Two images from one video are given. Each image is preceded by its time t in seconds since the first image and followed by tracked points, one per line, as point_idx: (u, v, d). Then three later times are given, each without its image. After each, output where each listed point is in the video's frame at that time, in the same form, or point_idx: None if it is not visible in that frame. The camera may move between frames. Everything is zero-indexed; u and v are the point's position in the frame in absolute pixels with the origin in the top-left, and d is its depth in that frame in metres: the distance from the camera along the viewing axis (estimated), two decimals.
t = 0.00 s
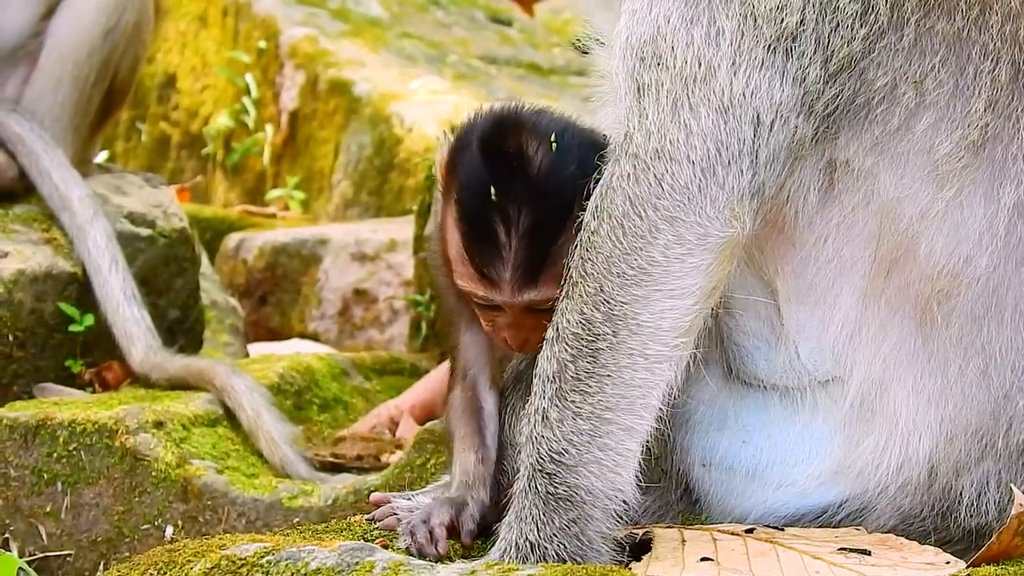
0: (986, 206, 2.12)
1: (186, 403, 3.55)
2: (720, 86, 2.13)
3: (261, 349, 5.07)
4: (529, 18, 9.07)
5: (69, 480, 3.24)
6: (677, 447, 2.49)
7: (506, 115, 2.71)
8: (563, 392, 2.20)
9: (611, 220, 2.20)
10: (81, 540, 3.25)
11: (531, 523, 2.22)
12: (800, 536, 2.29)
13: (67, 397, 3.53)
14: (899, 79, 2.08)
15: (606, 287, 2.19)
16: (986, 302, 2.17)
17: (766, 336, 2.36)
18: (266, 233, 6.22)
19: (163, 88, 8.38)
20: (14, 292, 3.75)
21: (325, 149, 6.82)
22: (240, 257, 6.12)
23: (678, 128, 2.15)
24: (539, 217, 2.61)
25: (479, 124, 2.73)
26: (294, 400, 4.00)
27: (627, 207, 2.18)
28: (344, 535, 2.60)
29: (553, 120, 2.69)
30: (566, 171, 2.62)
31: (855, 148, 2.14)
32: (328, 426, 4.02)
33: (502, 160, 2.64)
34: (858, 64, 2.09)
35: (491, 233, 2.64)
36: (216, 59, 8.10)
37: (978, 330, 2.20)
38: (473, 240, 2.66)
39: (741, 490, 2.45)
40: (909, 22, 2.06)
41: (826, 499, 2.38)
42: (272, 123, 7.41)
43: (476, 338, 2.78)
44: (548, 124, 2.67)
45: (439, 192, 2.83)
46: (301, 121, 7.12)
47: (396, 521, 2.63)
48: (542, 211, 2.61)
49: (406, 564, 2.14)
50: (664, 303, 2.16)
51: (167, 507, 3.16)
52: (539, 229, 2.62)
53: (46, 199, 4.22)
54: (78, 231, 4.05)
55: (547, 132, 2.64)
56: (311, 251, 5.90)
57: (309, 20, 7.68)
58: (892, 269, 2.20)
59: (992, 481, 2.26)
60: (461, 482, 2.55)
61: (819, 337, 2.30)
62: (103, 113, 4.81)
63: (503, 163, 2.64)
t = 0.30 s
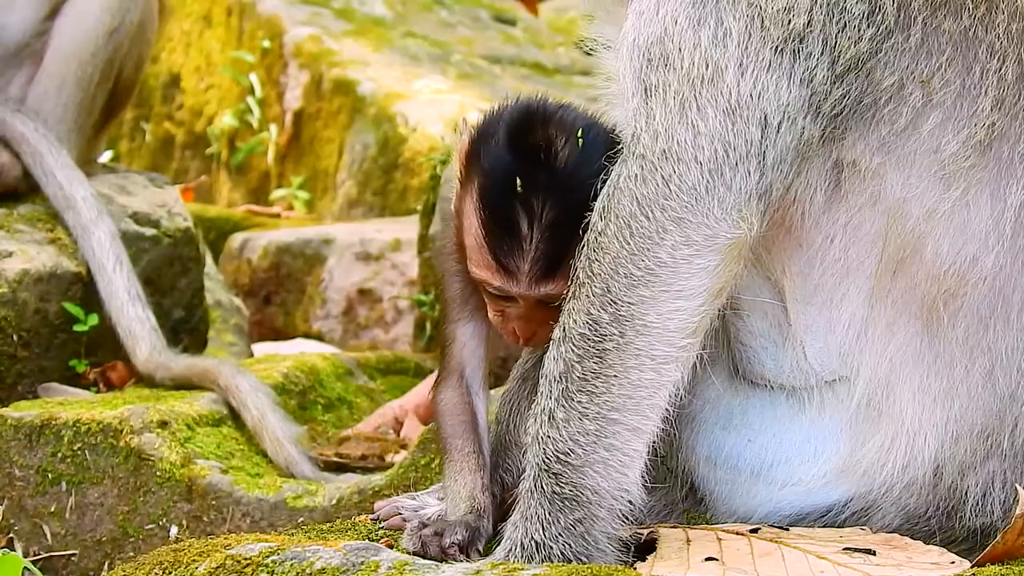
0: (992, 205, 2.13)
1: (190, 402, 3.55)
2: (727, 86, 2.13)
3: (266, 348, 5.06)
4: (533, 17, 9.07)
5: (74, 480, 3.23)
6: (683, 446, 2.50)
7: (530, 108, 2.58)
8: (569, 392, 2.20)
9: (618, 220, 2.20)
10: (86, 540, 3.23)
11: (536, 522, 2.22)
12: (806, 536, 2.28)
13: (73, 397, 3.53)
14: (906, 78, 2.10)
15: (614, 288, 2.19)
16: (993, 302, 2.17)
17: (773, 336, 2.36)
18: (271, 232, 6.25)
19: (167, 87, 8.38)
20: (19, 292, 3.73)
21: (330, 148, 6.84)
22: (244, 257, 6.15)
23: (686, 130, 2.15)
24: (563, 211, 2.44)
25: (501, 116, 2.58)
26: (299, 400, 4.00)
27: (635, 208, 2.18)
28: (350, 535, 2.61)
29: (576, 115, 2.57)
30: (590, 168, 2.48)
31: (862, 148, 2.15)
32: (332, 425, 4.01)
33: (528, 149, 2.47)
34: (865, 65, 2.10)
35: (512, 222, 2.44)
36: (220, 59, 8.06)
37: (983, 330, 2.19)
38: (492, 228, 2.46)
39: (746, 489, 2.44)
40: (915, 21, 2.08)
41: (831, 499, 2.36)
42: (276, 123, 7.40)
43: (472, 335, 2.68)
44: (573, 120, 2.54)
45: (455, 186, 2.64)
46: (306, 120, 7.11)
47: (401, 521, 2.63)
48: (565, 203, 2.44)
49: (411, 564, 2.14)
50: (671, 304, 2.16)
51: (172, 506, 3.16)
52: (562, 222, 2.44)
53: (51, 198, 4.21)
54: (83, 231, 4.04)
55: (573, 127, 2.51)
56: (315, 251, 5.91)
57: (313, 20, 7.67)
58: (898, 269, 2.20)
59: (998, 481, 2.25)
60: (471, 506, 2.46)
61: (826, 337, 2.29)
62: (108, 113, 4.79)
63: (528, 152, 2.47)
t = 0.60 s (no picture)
0: (995, 200, 2.13)
1: (193, 401, 3.54)
2: (732, 87, 2.12)
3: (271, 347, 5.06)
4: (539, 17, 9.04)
5: (76, 478, 3.23)
6: (689, 435, 2.50)
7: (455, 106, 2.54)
8: (573, 393, 2.20)
9: (621, 221, 2.20)
10: (88, 537, 3.23)
11: (539, 522, 2.21)
12: (809, 539, 2.27)
13: (76, 394, 3.53)
14: (907, 78, 2.10)
15: (617, 288, 2.19)
16: (997, 296, 2.18)
17: (780, 329, 2.36)
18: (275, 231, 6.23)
19: (173, 86, 8.38)
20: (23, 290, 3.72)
21: (335, 147, 6.81)
22: (247, 256, 6.15)
23: (689, 130, 2.15)
24: (482, 208, 2.40)
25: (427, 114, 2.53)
26: (302, 399, 4.01)
27: (637, 208, 2.18)
28: (352, 535, 2.61)
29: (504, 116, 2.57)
30: (511, 167, 2.48)
31: (864, 146, 2.15)
32: (336, 425, 4.00)
33: (455, 145, 2.42)
34: (867, 65, 2.11)
35: (430, 219, 2.39)
36: (226, 58, 8.02)
37: (988, 325, 2.20)
38: (411, 225, 2.41)
39: (751, 478, 2.44)
40: (916, 21, 2.08)
41: (835, 488, 2.38)
42: (281, 121, 7.38)
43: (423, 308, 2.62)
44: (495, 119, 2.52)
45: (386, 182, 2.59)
46: (311, 119, 7.03)
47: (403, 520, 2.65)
48: (487, 201, 2.41)
49: (412, 563, 2.13)
50: (674, 304, 2.15)
51: (174, 505, 3.16)
52: (481, 220, 2.40)
53: (55, 196, 4.20)
54: (87, 228, 4.03)
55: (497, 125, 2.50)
56: (320, 250, 5.88)
57: (319, 19, 7.59)
58: (902, 265, 2.20)
59: (999, 475, 2.26)
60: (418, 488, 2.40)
61: (832, 332, 2.30)
62: (113, 111, 4.78)
63: (454, 149, 2.42)
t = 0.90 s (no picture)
0: (986, 193, 2.16)
1: (197, 400, 3.54)
2: (735, 85, 2.14)
3: (274, 347, 5.04)
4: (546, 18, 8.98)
5: (81, 476, 3.22)
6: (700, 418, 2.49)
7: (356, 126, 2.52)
8: (578, 395, 2.19)
9: (625, 222, 2.20)
10: (93, 535, 3.20)
11: (543, 523, 2.21)
12: (811, 536, 2.28)
13: (81, 393, 3.53)
14: (900, 75, 2.13)
15: (622, 290, 2.18)
16: (991, 290, 2.21)
17: (784, 316, 2.40)
18: (279, 231, 5.97)
19: (178, 84, 8.36)
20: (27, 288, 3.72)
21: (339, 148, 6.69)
22: (252, 256, 5.90)
23: (694, 130, 2.15)
24: (384, 228, 2.42)
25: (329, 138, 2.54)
26: (306, 399, 4.01)
27: (642, 209, 2.18)
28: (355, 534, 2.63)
29: (403, 129, 2.53)
30: (409, 181, 2.45)
31: (860, 140, 2.19)
32: (339, 424, 4.01)
33: (344, 170, 2.44)
34: (864, 60, 2.13)
35: (337, 251, 2.44)
36: (231, 57, 8.02)
37: (979, 320, 2.23)
38: (323, 259, 2.47)
39: (756, 461, 2.47)
40: (909, 18, 2.10)
41: (839, 475, 2.40)
42: (286, 121, 7.30)
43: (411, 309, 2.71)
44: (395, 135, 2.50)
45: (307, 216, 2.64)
46: (316, 119, 7.00)
47: (407, 521, 2.72)
48: (385, 221, 2.43)
49: (417, 562, 2.13)
50: (680, 306, 2.16)
51: (178, 503, 3.16)
52: (384, 240, 2.43)
53: (60, 194, 4.19)
54: (91, 226, 4.02)
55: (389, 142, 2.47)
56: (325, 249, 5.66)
57: (325, 18, 7.58)
58: (894, 260, 2.25)
59: (993, 471, 2.28)
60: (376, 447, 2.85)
61: (833, 321, 2.36)
62: (118, 109, 4.78)
63: (344, 175, 2.44)
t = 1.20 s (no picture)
0: (987, 194, 2.17)
1: (200, 399, 3.54)
2: (737, 83, 2.14)
3: (276, 346, 5.03)
4: (545, 15, 8.97)
5: (84, 475, 3.21)
6: (699, 417, 2.48)
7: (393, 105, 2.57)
8: (581, 392, 2.20)
9: (628, 219, 2.20)
10: (96, 535, 3.18)
11: (547, 519, 2.22)
12: (814, 534, 2.28)
13: (83, 392, 3.53)
14: (902, 75, 2.14)
15: (625, 288, 2.19)
16: (991, 291, 2.23)
17: (785, 315, 2.40)
18: (282, 229, 5.97)
19: (178, 84, 8.36)
20: (29, 287, 3.73)
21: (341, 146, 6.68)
22: (254, 254, 5.89)
23: (696, 127, 2.16)
24: (406, 207, 2.48)
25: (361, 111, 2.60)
26: (308, 397, 4.01)
27: (645, 206, 2.19)
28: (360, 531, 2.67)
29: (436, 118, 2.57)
30: (436, 167, 2.51)
31: (860, 139, 2.20)
32: (342, 422, 4.01)
33: (377, 144, 2.49)
34: (865, 60, 2.14)
35: (357, 220, 2.49)
36: (231, 56, 8.02)
37: (981, 320, 2.25)
38: (342, 228, 2.52)
39: (757, 460, 2.46)
40: (913, 20, 2.12)
41: (841, 471, 2.40)
42: (287, 120, 7.31)
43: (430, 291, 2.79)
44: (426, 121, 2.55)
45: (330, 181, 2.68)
46: (317, 117, 6.99)
47: (410, 518, 2.75)
48: (406, 200, 2.48)
49: (420, 560, 2.14)
50: (683, 303, 2.17)
51: (181, 502, 3.16)
52: (404, 219, 2.48)
53: (62, 194, 4.19)
54: (93, 226, 4.02)
55: (423, 125, 2.53)
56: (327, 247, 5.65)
57: (325, 17, 7.57)
58: (895, 261, 2.26)
59: (996, 470, 2.30)
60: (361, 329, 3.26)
61: (833, 320, 2.36)
62: (120, 109, 4.78)
63: (376, 148, 2.49)
